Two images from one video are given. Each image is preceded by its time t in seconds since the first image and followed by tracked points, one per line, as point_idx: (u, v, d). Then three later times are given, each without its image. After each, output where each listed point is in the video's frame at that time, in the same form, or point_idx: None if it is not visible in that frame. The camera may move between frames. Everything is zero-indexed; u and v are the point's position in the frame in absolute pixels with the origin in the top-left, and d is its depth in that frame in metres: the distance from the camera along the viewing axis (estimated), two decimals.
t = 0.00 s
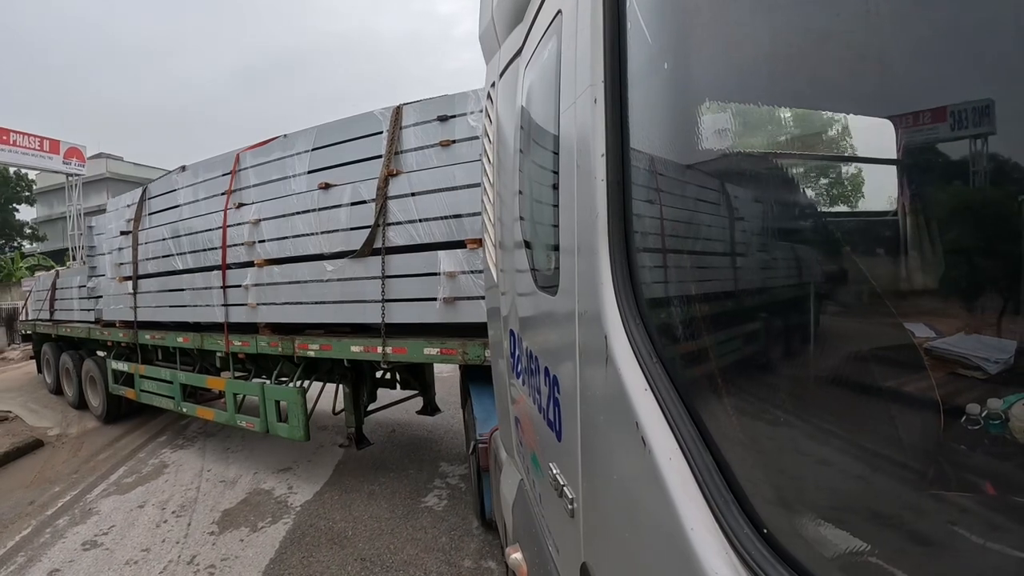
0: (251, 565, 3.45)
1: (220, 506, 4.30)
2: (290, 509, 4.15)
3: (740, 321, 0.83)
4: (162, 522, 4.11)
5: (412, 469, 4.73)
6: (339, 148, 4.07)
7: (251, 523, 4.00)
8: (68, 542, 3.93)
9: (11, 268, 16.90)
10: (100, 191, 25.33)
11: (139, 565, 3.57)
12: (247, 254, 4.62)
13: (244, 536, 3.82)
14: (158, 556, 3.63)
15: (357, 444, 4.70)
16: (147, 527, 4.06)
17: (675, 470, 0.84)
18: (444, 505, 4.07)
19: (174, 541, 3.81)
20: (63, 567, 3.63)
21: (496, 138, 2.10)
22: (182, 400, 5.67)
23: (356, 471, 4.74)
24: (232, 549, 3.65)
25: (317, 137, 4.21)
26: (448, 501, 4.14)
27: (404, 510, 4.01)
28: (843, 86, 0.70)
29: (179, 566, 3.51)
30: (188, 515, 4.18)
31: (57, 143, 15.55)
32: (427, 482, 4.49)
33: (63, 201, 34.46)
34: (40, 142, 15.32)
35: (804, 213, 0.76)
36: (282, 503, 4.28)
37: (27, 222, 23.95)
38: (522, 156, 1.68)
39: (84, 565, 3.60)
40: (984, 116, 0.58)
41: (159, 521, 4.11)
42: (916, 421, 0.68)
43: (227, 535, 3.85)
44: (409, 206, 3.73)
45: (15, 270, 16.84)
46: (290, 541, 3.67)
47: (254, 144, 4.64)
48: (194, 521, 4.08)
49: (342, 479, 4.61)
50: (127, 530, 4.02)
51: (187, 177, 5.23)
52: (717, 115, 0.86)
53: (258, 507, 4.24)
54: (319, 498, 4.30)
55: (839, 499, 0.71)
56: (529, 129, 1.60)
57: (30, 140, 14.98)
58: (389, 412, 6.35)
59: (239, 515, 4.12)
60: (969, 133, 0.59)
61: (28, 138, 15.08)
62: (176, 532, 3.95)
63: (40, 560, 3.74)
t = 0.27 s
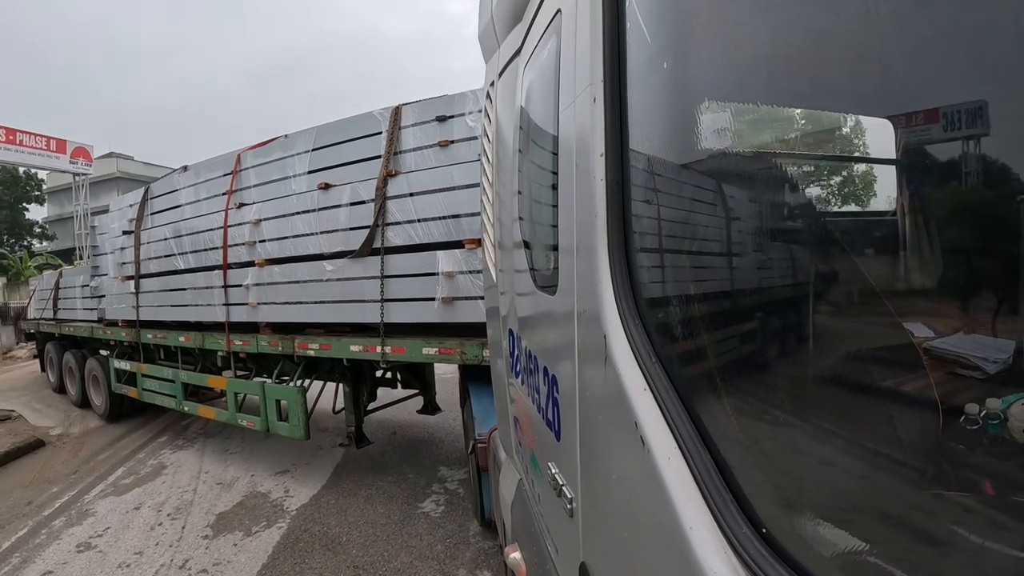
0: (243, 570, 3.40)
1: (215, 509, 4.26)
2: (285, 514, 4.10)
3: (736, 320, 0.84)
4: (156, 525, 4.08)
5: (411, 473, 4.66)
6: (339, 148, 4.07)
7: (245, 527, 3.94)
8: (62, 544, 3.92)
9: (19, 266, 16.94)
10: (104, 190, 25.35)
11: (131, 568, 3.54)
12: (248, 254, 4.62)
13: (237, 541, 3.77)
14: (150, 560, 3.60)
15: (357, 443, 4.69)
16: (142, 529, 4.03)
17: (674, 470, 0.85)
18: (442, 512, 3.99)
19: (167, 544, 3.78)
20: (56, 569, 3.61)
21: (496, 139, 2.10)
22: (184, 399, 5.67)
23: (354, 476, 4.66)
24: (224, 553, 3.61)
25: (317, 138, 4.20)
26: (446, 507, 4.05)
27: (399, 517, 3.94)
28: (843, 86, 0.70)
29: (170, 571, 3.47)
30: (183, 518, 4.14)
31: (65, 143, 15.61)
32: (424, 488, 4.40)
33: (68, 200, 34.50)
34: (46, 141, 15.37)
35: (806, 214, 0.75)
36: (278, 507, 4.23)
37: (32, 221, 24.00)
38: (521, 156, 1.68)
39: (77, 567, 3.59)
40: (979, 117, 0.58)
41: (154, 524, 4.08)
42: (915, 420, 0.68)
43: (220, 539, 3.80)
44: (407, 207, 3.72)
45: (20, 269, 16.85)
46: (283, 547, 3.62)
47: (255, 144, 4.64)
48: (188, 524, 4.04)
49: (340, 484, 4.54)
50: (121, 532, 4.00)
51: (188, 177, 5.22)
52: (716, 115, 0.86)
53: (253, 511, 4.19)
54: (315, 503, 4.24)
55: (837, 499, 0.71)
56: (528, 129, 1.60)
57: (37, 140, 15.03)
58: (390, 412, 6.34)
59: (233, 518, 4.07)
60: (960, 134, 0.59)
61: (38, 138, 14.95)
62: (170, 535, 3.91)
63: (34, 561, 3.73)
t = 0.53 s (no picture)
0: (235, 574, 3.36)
1: (211, 512, 4.21)
2: (280, 518, 4.04)
3: (732, 319, 0.84)
4: (151, 527, 4.04)
5: (410, 478, 4.58)
6: (339, 148, 4.06)
7: (239, 531, 3.89)
8: (57, 546, 3.90)
9: (27, 264, 16.98)
10: (109, 189, 25.38)
11: (124, 570, 3.52)
12: (248, 254, 4.62)
13: (231, 545, 3.71)
14: (143, 563, 3.57)
15: (357, 442, 4.69)
16: (136, 531, 4.00)
17: (674, 470, 0.84)
18: (439, 518, 3.90)
19: (161, 547, 3.74)
20: (49, 571, 3.60)
21: (495, 139, 2.10)
22: (186, 398, 5.67)
23: (352, 480, 4.59)
24: (217, 558, 3.56)
25: (317, 138, 4.20)
26: (443, 513, 3.96)
27: (395, 523, 3.86)
28: (840, 85, 0.70)
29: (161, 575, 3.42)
30: (178, 520, 4.10)
31: (72, 144, 15.63)
32: (421, 493, 4.31)
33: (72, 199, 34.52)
34: (53, 141, 15.39)
35: (805, 216, 0.75)
36: (273, 510, 4.17)
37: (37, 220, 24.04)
38: (520, 156, 1.68)
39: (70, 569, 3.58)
40: (975, 116, 0.58)
41: (148, 526, 4.04)
42: (914, 419, 0.68)
43: (213, 542, 3.76)
44: (406, 207, 3.72)
45: (26, 268, 16.88)
46: (276, 552, 3.55)
47: (256, 144, 4.63)
48: (182, 527, 4.00)
49: (338, 487, 4.46)
50: (116, 535, 3.97)
51: (190, 177, 5.22)
52: (716, 115, 0.86)
53: (248, 514, 4.14)
54: (311, 507, 4.17)
55: (837, 498, 0.71)
56: (527, 129, 1.60)
57: (42, 140, 15.02)
58: (392, 412, 6.32)
59: (227, 522, 4.03)
60: (953, 134, 0.60)
61: (45, 138, 14.84)
62: (164, 537, 3.88)
63: (27, 563, 3.72)
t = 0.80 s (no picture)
0: None
1: (206, 515, 4.17)
2: (275, 522, 3.97)
3: (729, 319, 0.84)
4: (145, 530, 4.01)
5: (409, 482, 4.50)
6: (339, 149, 4.06)
7: (233, 535, 3.83)
8: (51, 547, 3.89)
9: (33, 264, 17.06)
10: (113, 189, 25.45)
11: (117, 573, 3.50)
12: (249, 254, 4.62)
13: (223, 550, 3.66)
14: (135, 567, 3.54)
15: (357, 441, 4.68)
16: (131, 534, 3.98)
17: (673, 470, 0.84)
18: (434, 527, 3.78)
19: (153, 551, 3.71)
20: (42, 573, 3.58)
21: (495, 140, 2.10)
22: (188, 397, 5.68)
23: (351, 484, 4.52)
24: (210, 562, 3.51)
25: (317, 139, 4.20)
26: (439, 521, 3.85)
27: (390, 529, 3.77)
28: (838, 84, 0.71)
29: None
30: (172, 524, 4.06)
31: (79, 143, 15.68)
32: (418, 499, 4.21)
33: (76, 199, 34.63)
34: (60, 141, 15.43)
35: (804, 217, 0.75)
36: (268, 514, 4.11)
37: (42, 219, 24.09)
38: (520, 157, 1.68)
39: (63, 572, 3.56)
40: (969, 116, 0.59)
41: (143, 529, 4.01)
42: (914, 420, 0.68)
43: (206, 547, 3.71)
44: (405, 207, 3.72)
45: (33, 268, 16.92)
46: (268, 559, 3.49)
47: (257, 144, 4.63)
48: (177, 530, 3.96)
49: (336, 491, 4.39)
50: (110, 537, 3.95)
51: (191, 177, 5.22)
52: (716, 115, 0.86)
53: (243, 518, 4.09)
54: (306, 511, 4.10)
55: (837, 498, 0.71)
56: (527, 130, 1.60)
57: (48, 140, 15.08)
58: (394, 412, 6.30)
59: (222, 525, 3.98)
60: (946, 134, 0.61)
61: (52, 138, 14.98)
62: (157, 541, 3.84)
63: (21, 565, 3.71)
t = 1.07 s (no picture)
0: None
1: (201, 518, 4.12)
2: (270, 526, 3.92)
3: (725, 319, 0.85)
4: (140, 533, 3.98)
5: (406, 487, 4.39)
6: (339, 149, 4.06)
7: (226, 540, 3.78)
8: (46, 549, 3.88)
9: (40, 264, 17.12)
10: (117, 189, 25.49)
11: None
12: (250, 254, 4.62)
13: (215, 555, 3.61)
14: (127, 570, 3.51)
15: (358, 441, 4.67)
16: (125, 536, 3.95)
17: (673, 470, 0.84)
18: (431, 534, 3.68)
19: (146, 555, 3.67)
20: None
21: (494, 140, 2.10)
22: (191, 396, 5.69)
23: (348, 489, 4.42)
24: (202, 567, 3.47)
25: (318, 139, 4.20)
26: (436, 528, 3.75)
27: (385, 536, 3.68)
28: (835, 84, 0.71)
29: None
30: (167, 527, 4.03)
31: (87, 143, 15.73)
32: (415, 505, 4.10)
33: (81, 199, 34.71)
34: (67, 141, 15.41)
35: (803, 216, 0.75)
36: (263, 518, 4.05)
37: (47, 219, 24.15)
38: (519, 157, 1.67)
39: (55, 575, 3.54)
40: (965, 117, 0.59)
41: (137, 532, 3.98)
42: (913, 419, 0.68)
43: (199, 551, 3.67)
44: (405, 208, 3.72)
45: (40, 268, 16.91)
46: (261, 564, 3.43)
47: (258, 144, 4.63)
48: (171, 534, 3.92)
49: (333, 496, 4.30)
50: (104, 539, 3.93)
51: (193, 178, 5.22)
52: (716, 114, 0.86)
53: (237, 521, 4.04)
54: (302, 516, 4.03)
55: (837, 498, 0.71)
56: (526, 130, 1.60)
57: (55, 140, 15.12)
58: (396, 412, 6.27)
59: (216, 529, 3.94)
60: (938, 135, 0.61)
61: (58, 138, 14.82)
62: (151, 544, 3.81)
63: (15, 567, 3.71)
